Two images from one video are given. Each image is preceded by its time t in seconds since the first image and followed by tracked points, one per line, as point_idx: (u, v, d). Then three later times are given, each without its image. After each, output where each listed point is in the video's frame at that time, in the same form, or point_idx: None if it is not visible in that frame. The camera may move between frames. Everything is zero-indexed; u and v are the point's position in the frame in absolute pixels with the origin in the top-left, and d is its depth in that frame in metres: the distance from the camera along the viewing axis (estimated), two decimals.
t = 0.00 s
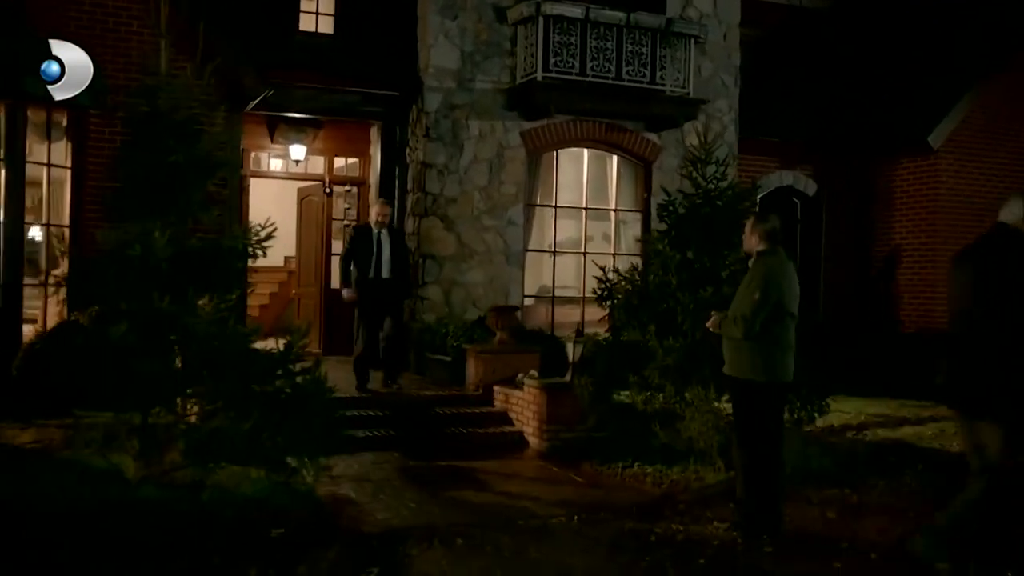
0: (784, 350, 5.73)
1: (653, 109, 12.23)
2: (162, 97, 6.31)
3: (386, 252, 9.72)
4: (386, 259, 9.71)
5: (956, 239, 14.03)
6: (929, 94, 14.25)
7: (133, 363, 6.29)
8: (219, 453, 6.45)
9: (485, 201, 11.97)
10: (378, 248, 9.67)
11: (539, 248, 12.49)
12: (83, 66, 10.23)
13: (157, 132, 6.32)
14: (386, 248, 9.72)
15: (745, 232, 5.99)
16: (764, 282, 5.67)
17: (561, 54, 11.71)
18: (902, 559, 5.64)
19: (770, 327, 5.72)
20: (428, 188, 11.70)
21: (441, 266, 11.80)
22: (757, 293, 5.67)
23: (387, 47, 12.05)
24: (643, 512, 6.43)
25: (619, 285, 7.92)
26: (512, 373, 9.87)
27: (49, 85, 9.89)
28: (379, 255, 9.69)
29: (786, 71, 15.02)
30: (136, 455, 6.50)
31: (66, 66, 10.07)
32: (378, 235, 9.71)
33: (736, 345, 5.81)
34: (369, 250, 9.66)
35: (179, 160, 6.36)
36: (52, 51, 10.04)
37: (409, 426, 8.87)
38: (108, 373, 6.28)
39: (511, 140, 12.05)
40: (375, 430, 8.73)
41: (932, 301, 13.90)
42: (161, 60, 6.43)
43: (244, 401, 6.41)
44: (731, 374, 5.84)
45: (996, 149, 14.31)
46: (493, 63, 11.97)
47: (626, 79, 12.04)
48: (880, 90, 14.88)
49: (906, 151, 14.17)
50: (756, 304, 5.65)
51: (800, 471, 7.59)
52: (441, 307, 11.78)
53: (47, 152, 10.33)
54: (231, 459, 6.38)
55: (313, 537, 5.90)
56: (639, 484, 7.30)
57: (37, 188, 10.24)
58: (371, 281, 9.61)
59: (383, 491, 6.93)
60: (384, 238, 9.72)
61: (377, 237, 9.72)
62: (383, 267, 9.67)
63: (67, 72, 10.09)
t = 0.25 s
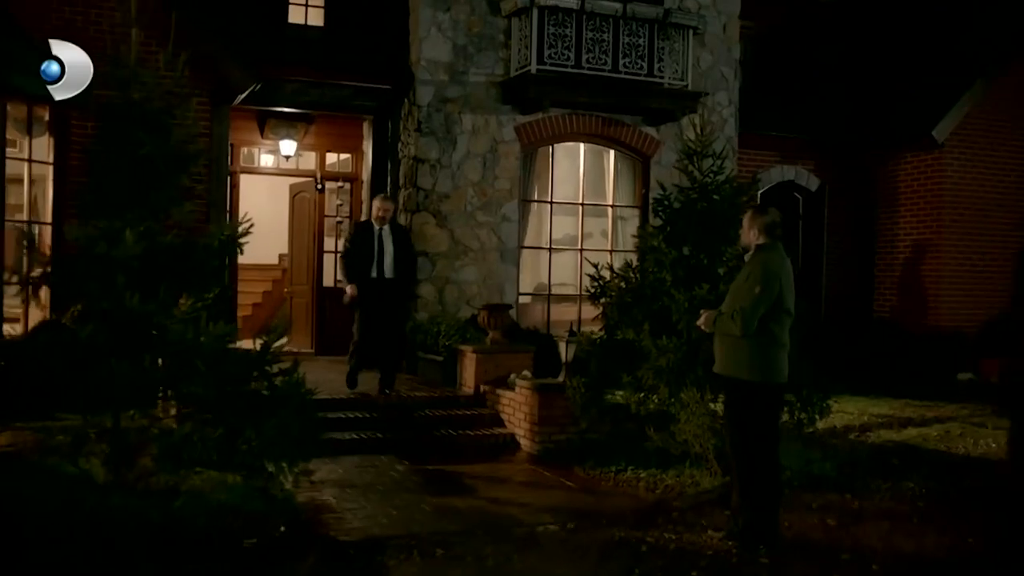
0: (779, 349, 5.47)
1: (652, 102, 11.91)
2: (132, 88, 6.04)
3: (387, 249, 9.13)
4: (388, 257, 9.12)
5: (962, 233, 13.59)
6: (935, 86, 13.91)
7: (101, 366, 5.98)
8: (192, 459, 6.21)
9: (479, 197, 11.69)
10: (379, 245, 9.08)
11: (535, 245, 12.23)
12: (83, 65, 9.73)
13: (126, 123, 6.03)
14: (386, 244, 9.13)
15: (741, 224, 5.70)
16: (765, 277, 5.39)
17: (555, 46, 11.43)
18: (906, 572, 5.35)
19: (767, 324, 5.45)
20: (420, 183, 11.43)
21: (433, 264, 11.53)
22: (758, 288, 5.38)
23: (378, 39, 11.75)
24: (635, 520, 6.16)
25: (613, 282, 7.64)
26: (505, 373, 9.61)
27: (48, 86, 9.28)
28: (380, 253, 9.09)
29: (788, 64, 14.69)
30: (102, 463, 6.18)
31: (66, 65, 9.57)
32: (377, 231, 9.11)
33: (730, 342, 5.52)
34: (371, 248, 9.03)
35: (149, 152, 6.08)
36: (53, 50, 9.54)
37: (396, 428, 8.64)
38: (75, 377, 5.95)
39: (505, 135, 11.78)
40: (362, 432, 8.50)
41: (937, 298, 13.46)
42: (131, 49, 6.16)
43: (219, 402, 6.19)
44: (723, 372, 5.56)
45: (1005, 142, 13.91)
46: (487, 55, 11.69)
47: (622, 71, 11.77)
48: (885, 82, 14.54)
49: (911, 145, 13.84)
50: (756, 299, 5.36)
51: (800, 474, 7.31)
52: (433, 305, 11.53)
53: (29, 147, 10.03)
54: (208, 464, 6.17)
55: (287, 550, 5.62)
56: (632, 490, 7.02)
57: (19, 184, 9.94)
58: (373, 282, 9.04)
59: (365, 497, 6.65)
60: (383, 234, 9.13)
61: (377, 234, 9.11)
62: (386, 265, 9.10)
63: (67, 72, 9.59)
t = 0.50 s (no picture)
0: (779, 346, 5.21)
1: (656, 94, 11.61)
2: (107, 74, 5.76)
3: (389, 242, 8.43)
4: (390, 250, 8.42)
5: (973, 230, 13.28)
6: (944, 82, 13.61)
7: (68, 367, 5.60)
8: (167, 462, 5.91)
9: (477, 191, 11.42)
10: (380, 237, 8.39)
11: (535, 240, 11.96)
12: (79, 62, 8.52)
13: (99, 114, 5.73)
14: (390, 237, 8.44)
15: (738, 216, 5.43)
16: (765, 271, 5.12)
17: (555, 36, 11.15)
18: None
19: (766, 320, 5.18)
20: (417, 176, 11.16)
21: (430, 258, 11.26)
22: (758, 282, 5.12)
23: (375, 29, 11.46)
24: (631, 527, 5.88)
25: (610, 278, 7.36)
26: (501, 372, 9.34)
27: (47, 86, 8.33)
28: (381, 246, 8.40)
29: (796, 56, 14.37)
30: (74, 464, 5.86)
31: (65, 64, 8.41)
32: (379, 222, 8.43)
33: (728, 340, 5.25)
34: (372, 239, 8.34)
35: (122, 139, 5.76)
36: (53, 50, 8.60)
37: (387, 428, 8.39)
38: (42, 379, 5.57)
39: (504, 127, 11.51)
40: (351, 433, 8.26)
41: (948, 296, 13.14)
42: (106, 34, 5.89)
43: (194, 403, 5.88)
44: (720, 372, 5.29)
45: (1018, 136, 13.57)
46: (486, 46, 11.42)
47: (624, 62, 11.48)
48: (894, 76, 14.23)
49: (921, 139, 13.51)
50: (755, 294, 5.10)
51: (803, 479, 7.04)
52: (430, 301, 11.26)
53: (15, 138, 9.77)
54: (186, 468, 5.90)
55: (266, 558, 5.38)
56: (629, 493, 6.75)
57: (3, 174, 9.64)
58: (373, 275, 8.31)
59: (348, 501, 6.39)
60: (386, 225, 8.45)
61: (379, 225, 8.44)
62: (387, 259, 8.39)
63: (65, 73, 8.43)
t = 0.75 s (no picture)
0: (785, 346, 4.92)
1: (664, 87, 11.32)
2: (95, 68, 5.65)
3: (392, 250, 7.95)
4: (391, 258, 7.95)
5: (990, 227, 12.94)
6: (960, 75, 13.27)
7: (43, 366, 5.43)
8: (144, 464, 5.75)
9: (480, 186, 11.16)
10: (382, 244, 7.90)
11: (539, 236, 11.68)
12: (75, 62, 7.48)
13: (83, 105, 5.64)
14: (394, 243, 7.96)
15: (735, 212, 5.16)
16: (767, 266, 4.85)
17: (559, 27, 10.87)
18: None
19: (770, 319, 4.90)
20: (418, 171, 10.90)
21: (431, 255, 11.00)
22: (761, 278, 4.84)
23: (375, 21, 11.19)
24: (631, 537, 5.61)
25: (612, 275, 7.09)
26: (501, 372, 9.09)
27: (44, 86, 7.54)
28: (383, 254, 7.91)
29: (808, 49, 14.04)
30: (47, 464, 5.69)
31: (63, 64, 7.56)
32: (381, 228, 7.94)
33: (732, 343, 4.97)
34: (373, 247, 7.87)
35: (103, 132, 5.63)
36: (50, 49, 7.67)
37: (382, 429, 8.14)
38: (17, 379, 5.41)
39: (507, 121, 11.24)
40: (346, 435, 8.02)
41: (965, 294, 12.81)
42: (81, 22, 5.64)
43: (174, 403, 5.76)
44: (726, 377, 5.00)
45: None
46: (489, 37, 11.15)
47: (631, 54, 11.20)
48: (909, 69, 13.88)
49: (936, 134, 13.17)
50: (758, 291, 4.82)
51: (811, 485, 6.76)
52: (432, 299, 11.00)
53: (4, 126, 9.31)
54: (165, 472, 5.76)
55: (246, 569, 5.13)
56: (630, 500, 6.48)
57: None
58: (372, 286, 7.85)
59: (337, 508, 6.14)
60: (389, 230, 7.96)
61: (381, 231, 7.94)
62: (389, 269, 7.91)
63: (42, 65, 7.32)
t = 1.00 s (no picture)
0: (795, 344, 4.63)
1: (677, 78, 10.98)
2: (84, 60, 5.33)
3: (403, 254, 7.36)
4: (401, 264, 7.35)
5: (1016, 222, 12.52)
6: (983, 66, 12.86)
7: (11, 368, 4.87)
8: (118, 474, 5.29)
9: (487, 181, 10.88)
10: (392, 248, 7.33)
11: (549, 232, 11.39)
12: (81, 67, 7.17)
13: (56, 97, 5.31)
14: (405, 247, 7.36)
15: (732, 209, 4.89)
16: (773, 259, 4.57)
17: (568, 17, 10.60)
18: None
19: (778, 317, 4.61)
20: (423, 166, 10.62)
21: (438, 252, 10.72)
22: (768, 273, 4.56)
23: (379, 13, 10.93)
24: (632, 549, 5.31)
25: (618, 273, 6.80)
26: (506, 373, 8.81)
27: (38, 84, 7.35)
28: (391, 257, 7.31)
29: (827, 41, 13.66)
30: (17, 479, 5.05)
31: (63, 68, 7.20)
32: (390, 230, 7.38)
33: (740, 347, 4.66)
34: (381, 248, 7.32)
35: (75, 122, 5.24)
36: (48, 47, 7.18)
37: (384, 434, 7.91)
38: None
39: (516, 114, 10.94)
40: (344, 439, 7.76)
41: (989, 291, 12.41)
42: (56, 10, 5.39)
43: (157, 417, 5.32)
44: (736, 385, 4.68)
45: None
46: (496, 28, 10.85)
47: (642, 45, 10.89)
48: (931, 60, 13.47)
49: (959, 126, 12.76)
50: (764, 287, 4.54)
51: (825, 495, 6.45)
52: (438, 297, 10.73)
53: None
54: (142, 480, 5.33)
55: None
56: (635, 509, 6.17)
57: None
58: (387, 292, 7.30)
59: (327, 517, 5.86)
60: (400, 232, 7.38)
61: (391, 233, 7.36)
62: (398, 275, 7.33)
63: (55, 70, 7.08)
